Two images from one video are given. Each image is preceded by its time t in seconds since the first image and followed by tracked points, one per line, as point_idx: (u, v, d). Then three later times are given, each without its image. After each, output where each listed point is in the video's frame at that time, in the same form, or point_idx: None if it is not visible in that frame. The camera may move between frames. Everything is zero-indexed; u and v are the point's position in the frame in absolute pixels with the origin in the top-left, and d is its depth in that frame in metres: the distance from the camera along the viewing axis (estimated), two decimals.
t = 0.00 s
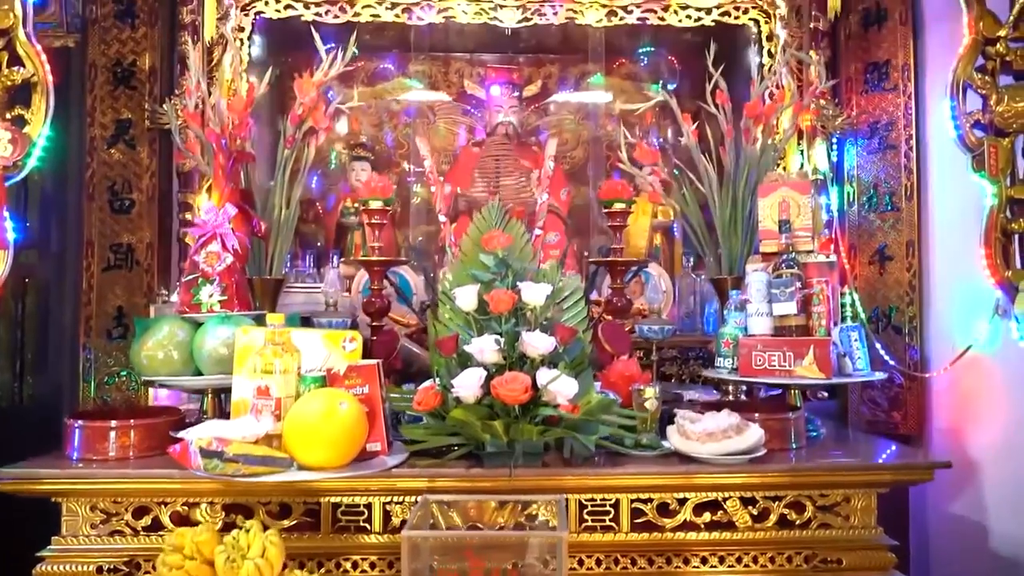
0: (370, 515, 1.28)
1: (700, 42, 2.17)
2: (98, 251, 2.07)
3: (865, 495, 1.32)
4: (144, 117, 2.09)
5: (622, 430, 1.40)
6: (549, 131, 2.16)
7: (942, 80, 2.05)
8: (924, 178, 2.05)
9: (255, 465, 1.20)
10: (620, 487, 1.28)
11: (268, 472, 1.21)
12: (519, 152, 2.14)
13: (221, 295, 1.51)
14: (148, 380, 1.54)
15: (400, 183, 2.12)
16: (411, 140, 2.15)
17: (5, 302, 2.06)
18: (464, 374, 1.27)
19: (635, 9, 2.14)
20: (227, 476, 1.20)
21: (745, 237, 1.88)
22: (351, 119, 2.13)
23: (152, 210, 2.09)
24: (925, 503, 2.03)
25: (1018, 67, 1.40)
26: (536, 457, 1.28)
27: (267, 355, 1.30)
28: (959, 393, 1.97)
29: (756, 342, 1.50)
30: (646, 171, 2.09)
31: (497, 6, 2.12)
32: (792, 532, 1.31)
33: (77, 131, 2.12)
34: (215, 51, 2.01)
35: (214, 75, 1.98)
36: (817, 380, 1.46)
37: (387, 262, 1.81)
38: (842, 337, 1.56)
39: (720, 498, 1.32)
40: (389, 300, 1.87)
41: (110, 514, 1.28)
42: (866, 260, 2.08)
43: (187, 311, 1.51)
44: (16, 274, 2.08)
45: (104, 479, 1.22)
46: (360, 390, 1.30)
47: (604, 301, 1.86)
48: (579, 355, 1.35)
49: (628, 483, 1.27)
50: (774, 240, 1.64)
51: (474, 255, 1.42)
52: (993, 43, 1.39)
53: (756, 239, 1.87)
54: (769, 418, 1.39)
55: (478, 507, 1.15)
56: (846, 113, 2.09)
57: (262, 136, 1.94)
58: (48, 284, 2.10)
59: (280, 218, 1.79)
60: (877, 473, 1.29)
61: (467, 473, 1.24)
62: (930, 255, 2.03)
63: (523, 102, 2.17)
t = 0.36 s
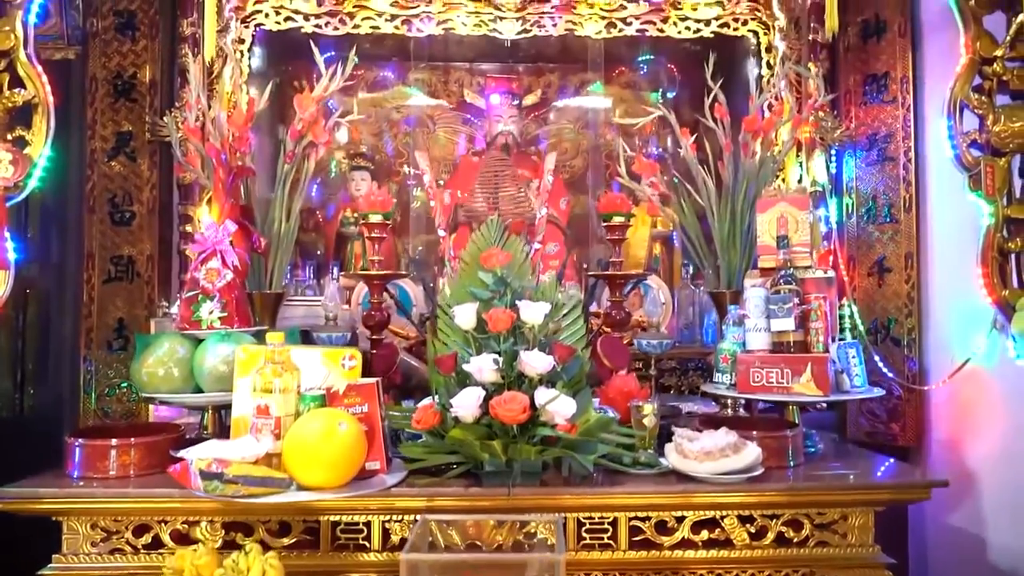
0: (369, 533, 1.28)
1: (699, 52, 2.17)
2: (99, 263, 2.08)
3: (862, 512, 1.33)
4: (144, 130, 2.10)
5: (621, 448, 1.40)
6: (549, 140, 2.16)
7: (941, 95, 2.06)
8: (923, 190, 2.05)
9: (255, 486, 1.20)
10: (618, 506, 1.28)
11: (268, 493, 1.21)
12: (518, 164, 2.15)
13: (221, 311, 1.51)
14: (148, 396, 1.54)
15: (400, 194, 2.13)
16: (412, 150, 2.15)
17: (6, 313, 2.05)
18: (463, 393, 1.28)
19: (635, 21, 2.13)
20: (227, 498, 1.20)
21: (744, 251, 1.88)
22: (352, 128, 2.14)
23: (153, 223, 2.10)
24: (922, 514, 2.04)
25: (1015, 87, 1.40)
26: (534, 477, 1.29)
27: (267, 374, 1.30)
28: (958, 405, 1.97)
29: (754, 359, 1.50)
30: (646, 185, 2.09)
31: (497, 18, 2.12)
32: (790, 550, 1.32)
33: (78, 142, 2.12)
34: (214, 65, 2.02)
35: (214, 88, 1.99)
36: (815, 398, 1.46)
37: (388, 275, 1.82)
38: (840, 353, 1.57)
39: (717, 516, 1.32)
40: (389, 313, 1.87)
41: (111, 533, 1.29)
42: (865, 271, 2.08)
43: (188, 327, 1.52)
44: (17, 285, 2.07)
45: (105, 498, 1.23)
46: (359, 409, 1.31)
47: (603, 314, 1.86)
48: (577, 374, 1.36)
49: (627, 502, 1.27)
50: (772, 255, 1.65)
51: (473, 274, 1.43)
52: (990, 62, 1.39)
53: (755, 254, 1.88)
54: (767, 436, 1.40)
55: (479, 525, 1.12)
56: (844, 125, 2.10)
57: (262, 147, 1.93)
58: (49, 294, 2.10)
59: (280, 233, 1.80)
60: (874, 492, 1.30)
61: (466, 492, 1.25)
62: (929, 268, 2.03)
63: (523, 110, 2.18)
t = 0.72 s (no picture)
0: (369, 548, 1.29)
1: (699, 60, 2.18)
2: (100, 274, 2.09)
3: (859, 528, 1.33)
4: (145, 141, 2.11)
5: (619, 463, 1.41)
6: (549, 149, 2.17)
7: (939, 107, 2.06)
8: (921, 200, 2.06)
9: (255, 504, 1.20)
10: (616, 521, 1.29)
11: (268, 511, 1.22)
12: (517, 174, 2.15)
13: (222, 326, 1.52)
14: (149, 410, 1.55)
15: (399, 203, 2.14)
16: (412, 160, 2.16)
17: (7, 324, 2.04)
18: (462, 410, 1.28)
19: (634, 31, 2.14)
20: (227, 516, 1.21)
21: (742, 263, 1.91)
22: (352, 137, 2.15)
23: (153, 234, 2.11)
24: (920, 525, 2.04)
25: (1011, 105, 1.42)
26: (533, 493, 1.29)
27: (268, 391, 1.32)
28: (955, 417, 1.98)
29: (751, 374, 1.52)
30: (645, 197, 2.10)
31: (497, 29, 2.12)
32: (787, 565, 1.32)
33: (77, 153, 2.12)
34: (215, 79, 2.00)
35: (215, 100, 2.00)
36: (811, 413, 1.48)
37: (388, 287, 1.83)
38: (837, 368, 1.57)
39: (715, 531, 1.33)
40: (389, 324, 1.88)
41: (112, 548, 1.29)
42: (864, 282, 2.08)
43: (189, 343, 1.52)
44: (18, 296, 2.05)
45: (107, 514, 1.24)
46: (359, 425, 1.31)
47: (602, 325, 1.87)
48: (575, 390, 1.37)
49: (625, 518, 1.28)
50: (771, 269, 1.65)
51: (472, 290, 1.44)
52: (986, 80, 1.41)
53: (753, 267, 1.91)
54: (764, 451, 1.40)
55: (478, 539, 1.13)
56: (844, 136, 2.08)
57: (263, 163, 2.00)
58: (50, 304, 2.10)
59: (280, 245, 1.81)
60: (870, 508, 1.30)
61: (464, 509, 1.25)
62: (927, 278, 2.04)
63: (523, 118, 2.19)
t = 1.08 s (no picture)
0: (368, 560, 1.29)
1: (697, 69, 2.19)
2: (100, 282, 2.10)
3: (855, 540, 1.34)
4: (145, 150, 2.12)
5: (617, 476, 1.43)
6: (548, 156, 2.18)
7: (937, 116, 2.06)
8: (918, 211, 2.08)
9: (254, 519, 1.21)
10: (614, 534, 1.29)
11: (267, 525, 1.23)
12: (516, 182, 2.16)
13: (222, 338, 1.53)
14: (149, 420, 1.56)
15: (399, 211, 2.15)
16: (411, 168, 2.17)
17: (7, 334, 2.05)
18: (460, 424, 1.29)
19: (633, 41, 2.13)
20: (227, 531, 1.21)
21: (739, 275, 1.90)
22: (351, 144, 2.15)
23: (153, 242, 2.11)
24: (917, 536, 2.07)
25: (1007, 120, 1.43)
26: (531, 507, 1.30)
27: (268, 406, 1.33)
28: (953, 427, 1.99)
29: (748, 387, 1.54)
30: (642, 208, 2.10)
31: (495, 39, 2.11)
32: None
33: (78, 162, 2.13)
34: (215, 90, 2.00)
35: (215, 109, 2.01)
36: (808, 425, 1.49)
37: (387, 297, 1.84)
38: (834, 380, 1.58)
39: (711, 544, 1.33)
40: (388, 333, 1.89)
41: (113, 561, 1.30)
42: (861, 290, 2.10)
43: (189, 355, 1.53)
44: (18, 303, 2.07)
45: (107, 528, 1.24)
46: (358, 439, 1.32)
47: (600, 335, 1.88)
48: (573, 404, 1.38)
49: (622, 531, 1.28)
50: (768, 281, 1.66)
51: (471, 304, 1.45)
52: (981, 96, 1.42)
53: (750, 276, 1.91)
54: (761, 464, 1.41)
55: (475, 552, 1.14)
56: (840, 145, 2.10)
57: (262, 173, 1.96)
58: (51, 312, 2.11)
59: (280, 256, 1.83)
60: (866, 521, 1.31)
61: (463, 522, 1.26)
62: (924, 288, 2.05)
63: (522, 126, 2.19)
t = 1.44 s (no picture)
0: (368, 571, 1.30)
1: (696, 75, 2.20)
2: (100, 289, 2.09)
3: (853, 552, 1.34)
4: (146, 158, 2.12)
5: (616, 488, 1.43)
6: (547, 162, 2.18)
7: (936, 127, 2.08)
8: (917, 221, 2.08)
9: (255, 534, 1.22)
10: (612, 547, 1.29)
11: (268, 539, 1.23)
12: (517, 189, 2.16)
13: (223, 348, 1.54)
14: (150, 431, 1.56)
15: (399, 218, 2.15)
16: (411, 174, 2.17)
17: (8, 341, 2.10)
18: (461, 436, 1.29)
19: (632, 47, 2.15)
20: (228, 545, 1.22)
21: (739, 285, 1.90)
22: (351, 149, 2.15)
23: (153, 249, 2.11)
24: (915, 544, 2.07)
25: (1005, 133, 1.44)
26: (530, 520, 1.31)
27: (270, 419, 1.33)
28: (952, 437, 1.99)
29: (747, 398, 1.54)
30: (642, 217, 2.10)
31: (496, 45, 2.13)
32: None
33: (80, 169, 2.15)
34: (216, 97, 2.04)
35: (215, 118, 2.01)
36: (807, 437, 1.49)
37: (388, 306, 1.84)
38: (833, 391, 1.59)
39: (710, 556, 1.34)
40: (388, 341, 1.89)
41: (115, 573, 1.30)
42: (860, 297, 2.10)
43: (190, 366, 1.53)
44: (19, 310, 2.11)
45: (110, 540, 1.25)
46: (358, 451, 1.33)
47: (600, 343, 1.88)
48: (571, 417, 1.39)
49: (620, 544, 1.29)
50: (767, 290, 1.67)
51: (472, 316, 1.46)
52: (980, 109, 1.42)
53: (749, 287, 1.91)
54: (759, 476, 1.41)
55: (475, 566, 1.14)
56: (839, 152, 2.10)
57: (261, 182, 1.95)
58: (51, 320, 2.13)
59: (281, 263, 1.83)
60: (865, 533, 1.32)
61: (462, 535, 1.26)
62: (924, 297, 2.05)
63: (522, 133, 2.19)
